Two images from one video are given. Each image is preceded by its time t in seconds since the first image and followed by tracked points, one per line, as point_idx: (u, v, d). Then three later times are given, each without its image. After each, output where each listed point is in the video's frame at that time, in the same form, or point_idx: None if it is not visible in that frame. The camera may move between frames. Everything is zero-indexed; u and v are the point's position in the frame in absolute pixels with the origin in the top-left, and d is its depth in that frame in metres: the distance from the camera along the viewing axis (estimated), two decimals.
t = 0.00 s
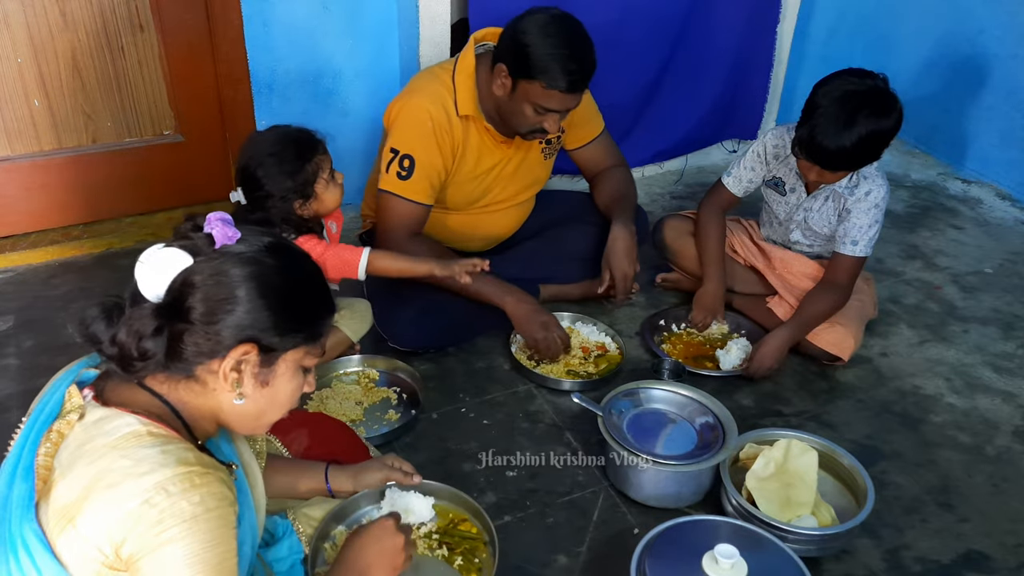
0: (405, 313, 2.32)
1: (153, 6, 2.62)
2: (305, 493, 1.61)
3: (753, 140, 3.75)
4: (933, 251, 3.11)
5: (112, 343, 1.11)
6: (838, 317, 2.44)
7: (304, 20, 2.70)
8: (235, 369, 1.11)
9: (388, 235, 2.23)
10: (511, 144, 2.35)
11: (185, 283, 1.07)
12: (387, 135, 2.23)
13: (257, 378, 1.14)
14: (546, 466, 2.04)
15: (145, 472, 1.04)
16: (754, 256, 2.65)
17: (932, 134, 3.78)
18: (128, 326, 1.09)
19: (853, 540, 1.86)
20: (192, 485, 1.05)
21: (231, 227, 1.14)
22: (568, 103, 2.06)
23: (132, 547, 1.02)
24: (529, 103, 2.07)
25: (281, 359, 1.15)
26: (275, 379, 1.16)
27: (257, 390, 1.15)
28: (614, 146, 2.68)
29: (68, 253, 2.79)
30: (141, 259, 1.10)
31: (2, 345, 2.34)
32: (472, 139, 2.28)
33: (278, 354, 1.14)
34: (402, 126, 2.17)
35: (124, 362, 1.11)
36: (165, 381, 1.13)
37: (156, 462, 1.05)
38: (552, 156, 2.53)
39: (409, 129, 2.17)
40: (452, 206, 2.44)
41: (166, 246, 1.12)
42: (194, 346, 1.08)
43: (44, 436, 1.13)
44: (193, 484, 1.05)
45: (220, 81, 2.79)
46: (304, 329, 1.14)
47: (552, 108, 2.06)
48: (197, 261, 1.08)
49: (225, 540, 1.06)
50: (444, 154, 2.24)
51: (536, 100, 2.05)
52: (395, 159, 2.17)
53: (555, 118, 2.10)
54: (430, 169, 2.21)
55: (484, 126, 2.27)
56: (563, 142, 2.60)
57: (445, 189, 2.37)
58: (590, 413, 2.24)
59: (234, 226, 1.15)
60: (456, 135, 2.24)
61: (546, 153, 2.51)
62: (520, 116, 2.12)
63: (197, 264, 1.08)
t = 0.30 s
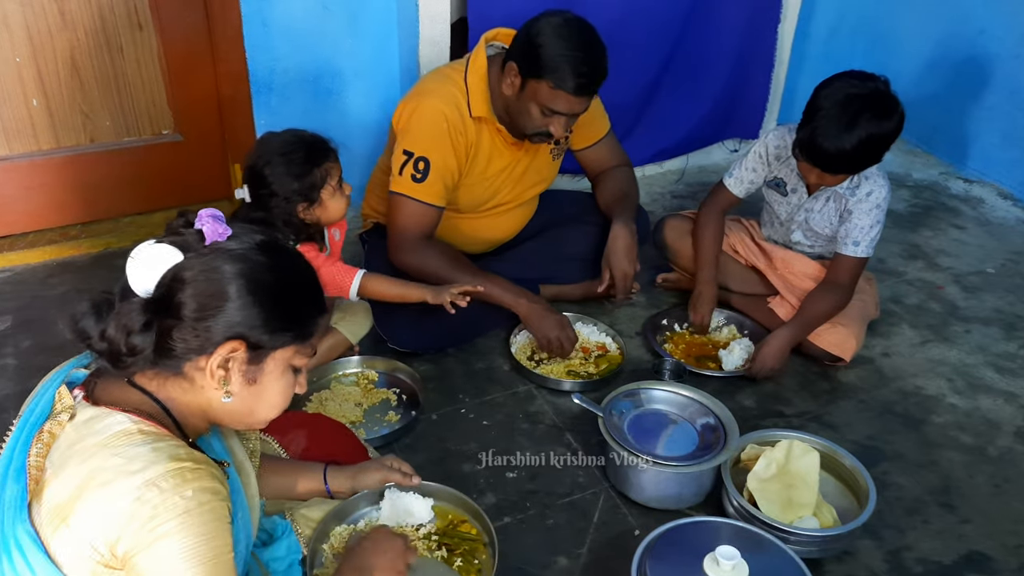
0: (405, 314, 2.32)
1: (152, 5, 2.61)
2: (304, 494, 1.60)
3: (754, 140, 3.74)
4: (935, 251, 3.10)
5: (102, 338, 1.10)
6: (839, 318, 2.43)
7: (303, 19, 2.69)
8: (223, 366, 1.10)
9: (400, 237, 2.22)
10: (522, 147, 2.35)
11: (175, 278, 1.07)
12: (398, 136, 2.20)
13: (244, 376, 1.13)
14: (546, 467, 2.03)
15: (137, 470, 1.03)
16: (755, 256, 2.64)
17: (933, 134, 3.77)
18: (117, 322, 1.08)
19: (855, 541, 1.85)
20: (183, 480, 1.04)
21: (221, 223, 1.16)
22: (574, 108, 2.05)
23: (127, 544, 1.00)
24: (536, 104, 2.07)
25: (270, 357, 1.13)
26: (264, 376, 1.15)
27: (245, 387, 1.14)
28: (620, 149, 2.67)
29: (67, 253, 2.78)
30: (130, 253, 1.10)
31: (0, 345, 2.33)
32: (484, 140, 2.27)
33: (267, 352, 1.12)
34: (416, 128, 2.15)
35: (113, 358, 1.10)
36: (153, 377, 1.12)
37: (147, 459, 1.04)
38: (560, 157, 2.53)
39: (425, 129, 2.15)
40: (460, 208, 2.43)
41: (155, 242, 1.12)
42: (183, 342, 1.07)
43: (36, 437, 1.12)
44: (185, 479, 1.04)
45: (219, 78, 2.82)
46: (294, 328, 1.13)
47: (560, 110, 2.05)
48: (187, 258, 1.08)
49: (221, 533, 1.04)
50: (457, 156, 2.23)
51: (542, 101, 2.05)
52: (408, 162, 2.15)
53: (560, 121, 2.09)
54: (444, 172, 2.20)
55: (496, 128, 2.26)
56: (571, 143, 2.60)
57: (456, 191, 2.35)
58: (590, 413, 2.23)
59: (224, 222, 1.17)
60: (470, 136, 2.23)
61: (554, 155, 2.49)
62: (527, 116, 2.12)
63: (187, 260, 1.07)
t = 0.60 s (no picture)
0: (405, 312, 2.31)
1: (152, 5, 2.61)
2: (304, 493, 1.60)
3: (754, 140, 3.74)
4: (935, 251, 3.10)
5: (101, 338, 1.10)
6: (839, 318, 2.43)
7: (303, 20, 2.69)
8: (222, 368, 1.10)
9: (397, 236, 2.21)
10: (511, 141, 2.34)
11: (176, 279, 1.07)
12: (388, 135, 2.21)
13: (244, 378, 1.13)
14: (546, 467, 2.03)
15: (130, 470, 1.03)
16: (754, 256, 2.64)
17: (934, 134, 3.78)
18: (117, 322, 1.08)
19: (854, 541, 1.85)
20: (176, 481, 1.04)
21: (222, 224, 1.18)
22: (534, 75, 2.00)
23: (119, 543, 1.01)
24: (496, 66, 2.05)
25: (269, 359, 1.14)
26: (264, 379, 1.15)
27: (244, 389, 1.14)
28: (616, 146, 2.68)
29: (68, 253, 2.78)
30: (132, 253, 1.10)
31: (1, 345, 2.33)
32: (472, 135, 2.27)
33: (266, 354, 1.13)
34: (404, 124, 2.16)
35: (113, 358, 1.10)
36: (152, 378, 1.12)
37: (141, 460, 1.04)
38: (554, 153, 2.55)
39: (412, 126, 2.15)
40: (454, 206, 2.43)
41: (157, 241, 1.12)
42: (183, 343, 1.07)
43: (33, 438, 1.12)
44: (178, 480, 1.04)
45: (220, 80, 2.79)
46: (294, 330, 1.13)
47: (515, 73, 2.01)
48: (188, 258, 1.09)
49: (213, 534, 1.05)
50: (447, 151, 2.23)
51: (500, 62, 2.02)
52: (398, 159, 2.16)
53: (519, 88, 2.04)
54: (434, 168, 2.20)
55: (482, 122, 2.25)
56: (565, 141, 2.59)
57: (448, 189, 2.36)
58: (590, 413, 2.23)
59: (225, 223, 1.19)
60: (457, 131, 2.23)
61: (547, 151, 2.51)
62: (488, 85, 2.10)
63: (187, 260, 1.08)
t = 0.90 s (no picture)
0: (405, 312, 2.32)
1: (154, 7, 2.62)
2: (306, 492, 1.62)
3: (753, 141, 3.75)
4: (933, 251, 3.12)
5: (103, 340, 1.12)
6: (837, 318, 2.44)
7: (304, 21, 2.71)
8: (225, 369, 1.12)
9: (390, 235, 2.26)
10: (496, 140, 2.35)
11: (179, 281, 1.08)
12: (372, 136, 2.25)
13: (246, 379, 1.14)
14: (546, 466, 2.04)
15: (135, 472, 1.04)
16: (753, 256, 2.65)
17: (932, 134, 3.79)
18: (119, 324, 1.10)
19: (852, 539, 1.87)
20: (181, 485, 1.06)
21: (225, 227, 1.15)
22: (490, 53, 2.03)
23: (121, 545, 1.02)
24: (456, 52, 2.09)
25: (271, 360, 1.15)
26: (266, 379, 1.17)
27: (247, 390, 1.16)
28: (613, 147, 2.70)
29: (70, 254, 2.79)
30: (133, 256, 1.11)
31: (4, 345, 2.34)
32: (454, 135, 2.29)
33: (268, 355, 1.14)
34: (386, 125, 2.19)
35: (115, 359, 1.11)
36: (154, 379, 1.14)
37: (145, 462, 1.05)
38: (546, 154, 2.54)
39: (392, 127, 2.19)
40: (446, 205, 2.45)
41: (158, 244, 1.13)
42: (186, 344, 1.09)
43: (34, 438, 1.13)
44: (182, 484, 1.06)
45: (223, 82, 2.81)
46: (296, 331, 1.15)
47: (472, 53, 2.04)
48: (190, 259, 1.10)
49: (214, 539, 1.07)
50: (429, 150, 2.25)
51: (459, 43, 2.06)
52: (383, 159, 2.19)
53: (477, 69, 2.07)
54: (418, 166, 2.23)
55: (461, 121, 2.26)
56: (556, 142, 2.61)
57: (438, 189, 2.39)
58: (589, 413, 2.24)
59: (229, 226, 1.17)
60: (437, 131, 2.24)
61: (537, 153, 2.50)
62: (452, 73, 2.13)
63: (189, 263, 1.09)
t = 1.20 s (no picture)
0: (405, 313, 2.30)
1: (152, 5, 2.60)
2: (304, 494, 1.60)
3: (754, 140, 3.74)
4: (935, 251, 3.10)
5: (104, 339, 1.10)
6: (839, 318, 2.43)
7: (303, 19, 2.70)
8: (226, 369, 1.10)
9: (385, 240, 2.24)
10: (491, 145, 2.32)
11: (179, 280, 1.07)
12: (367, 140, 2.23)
13: (248, 379, 1.12)
14: (546, 467, 2.03)
15: (135, 472, 1.02)
16: (754, 257, 2.64)
17: (934, 134, 3.77)
18: (120, 324, 1.08)
19: (855, 541, 1.85)
20: (182, 484, 1.03)
21: (225, 226, 1.16)
22: (475, 70, 2.01)
23: (123, 546, 1.00)
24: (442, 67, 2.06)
25: (272, 359, 1.13)
26: (267, 379, 1.15)
27: (248, 390, 1.14)
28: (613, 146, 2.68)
29: (68, 253, 2.78)
30: (134, 255, 1.10)
31: None
32: (448, 140, 2.27)
33: (270, 354, 1.12)
34: (378, 129, 2.17)
35: (114, 359, 1.09)
36: (155, 379, 1.12)
37: (145, 462, 1.03)
38: (541, 159, 2.51)
39: (385, 130, 2.17)
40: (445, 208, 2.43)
41: (160, 244, 1.12)
42: (186, 344, 1.07)
43: (34, 438, 1.11)
44: (184, 483, 1.04)
45: (221, 80, 2.78)
46: (296, 330, 1.13)
47: (458, 69, 2.02)
48: (190, 259, 1.08)
49: (216, 538, 1.05)
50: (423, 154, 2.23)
51: (444, 60, 2.04)
52: (377, 163, 2.17)
53: (463, 87, 2.05)
54: (413, 170, 2.21)
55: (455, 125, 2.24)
56: (555, 146, 2.58)
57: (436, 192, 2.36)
58: (590, 413, 2.23)
59: (229, 225, 1.17)
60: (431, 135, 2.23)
61: (535, 158, 2.47)
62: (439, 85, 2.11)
63: (190, 262, 1.07)
